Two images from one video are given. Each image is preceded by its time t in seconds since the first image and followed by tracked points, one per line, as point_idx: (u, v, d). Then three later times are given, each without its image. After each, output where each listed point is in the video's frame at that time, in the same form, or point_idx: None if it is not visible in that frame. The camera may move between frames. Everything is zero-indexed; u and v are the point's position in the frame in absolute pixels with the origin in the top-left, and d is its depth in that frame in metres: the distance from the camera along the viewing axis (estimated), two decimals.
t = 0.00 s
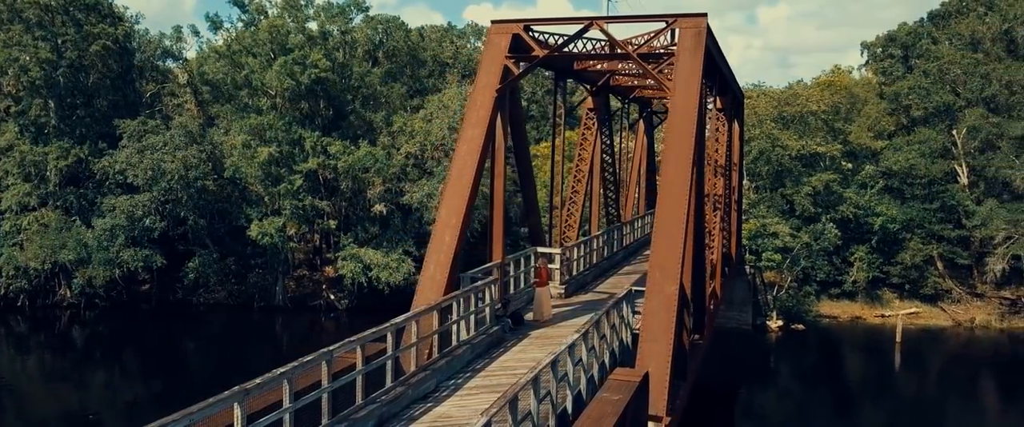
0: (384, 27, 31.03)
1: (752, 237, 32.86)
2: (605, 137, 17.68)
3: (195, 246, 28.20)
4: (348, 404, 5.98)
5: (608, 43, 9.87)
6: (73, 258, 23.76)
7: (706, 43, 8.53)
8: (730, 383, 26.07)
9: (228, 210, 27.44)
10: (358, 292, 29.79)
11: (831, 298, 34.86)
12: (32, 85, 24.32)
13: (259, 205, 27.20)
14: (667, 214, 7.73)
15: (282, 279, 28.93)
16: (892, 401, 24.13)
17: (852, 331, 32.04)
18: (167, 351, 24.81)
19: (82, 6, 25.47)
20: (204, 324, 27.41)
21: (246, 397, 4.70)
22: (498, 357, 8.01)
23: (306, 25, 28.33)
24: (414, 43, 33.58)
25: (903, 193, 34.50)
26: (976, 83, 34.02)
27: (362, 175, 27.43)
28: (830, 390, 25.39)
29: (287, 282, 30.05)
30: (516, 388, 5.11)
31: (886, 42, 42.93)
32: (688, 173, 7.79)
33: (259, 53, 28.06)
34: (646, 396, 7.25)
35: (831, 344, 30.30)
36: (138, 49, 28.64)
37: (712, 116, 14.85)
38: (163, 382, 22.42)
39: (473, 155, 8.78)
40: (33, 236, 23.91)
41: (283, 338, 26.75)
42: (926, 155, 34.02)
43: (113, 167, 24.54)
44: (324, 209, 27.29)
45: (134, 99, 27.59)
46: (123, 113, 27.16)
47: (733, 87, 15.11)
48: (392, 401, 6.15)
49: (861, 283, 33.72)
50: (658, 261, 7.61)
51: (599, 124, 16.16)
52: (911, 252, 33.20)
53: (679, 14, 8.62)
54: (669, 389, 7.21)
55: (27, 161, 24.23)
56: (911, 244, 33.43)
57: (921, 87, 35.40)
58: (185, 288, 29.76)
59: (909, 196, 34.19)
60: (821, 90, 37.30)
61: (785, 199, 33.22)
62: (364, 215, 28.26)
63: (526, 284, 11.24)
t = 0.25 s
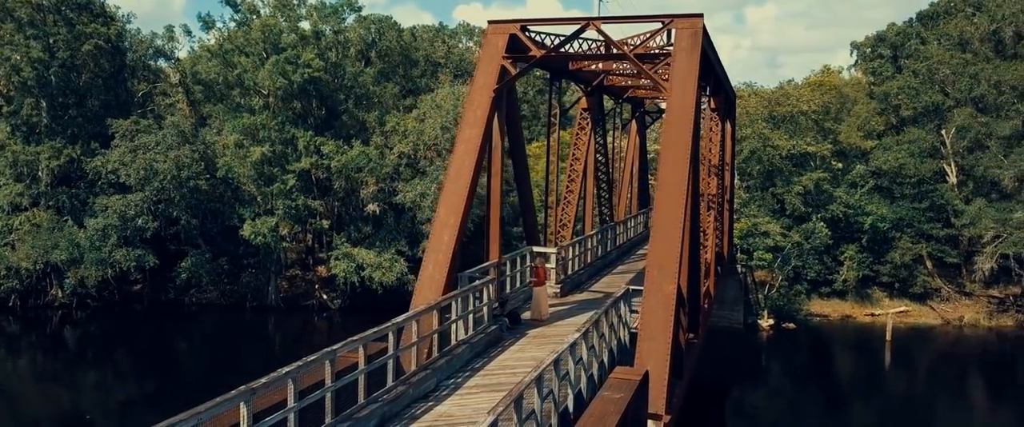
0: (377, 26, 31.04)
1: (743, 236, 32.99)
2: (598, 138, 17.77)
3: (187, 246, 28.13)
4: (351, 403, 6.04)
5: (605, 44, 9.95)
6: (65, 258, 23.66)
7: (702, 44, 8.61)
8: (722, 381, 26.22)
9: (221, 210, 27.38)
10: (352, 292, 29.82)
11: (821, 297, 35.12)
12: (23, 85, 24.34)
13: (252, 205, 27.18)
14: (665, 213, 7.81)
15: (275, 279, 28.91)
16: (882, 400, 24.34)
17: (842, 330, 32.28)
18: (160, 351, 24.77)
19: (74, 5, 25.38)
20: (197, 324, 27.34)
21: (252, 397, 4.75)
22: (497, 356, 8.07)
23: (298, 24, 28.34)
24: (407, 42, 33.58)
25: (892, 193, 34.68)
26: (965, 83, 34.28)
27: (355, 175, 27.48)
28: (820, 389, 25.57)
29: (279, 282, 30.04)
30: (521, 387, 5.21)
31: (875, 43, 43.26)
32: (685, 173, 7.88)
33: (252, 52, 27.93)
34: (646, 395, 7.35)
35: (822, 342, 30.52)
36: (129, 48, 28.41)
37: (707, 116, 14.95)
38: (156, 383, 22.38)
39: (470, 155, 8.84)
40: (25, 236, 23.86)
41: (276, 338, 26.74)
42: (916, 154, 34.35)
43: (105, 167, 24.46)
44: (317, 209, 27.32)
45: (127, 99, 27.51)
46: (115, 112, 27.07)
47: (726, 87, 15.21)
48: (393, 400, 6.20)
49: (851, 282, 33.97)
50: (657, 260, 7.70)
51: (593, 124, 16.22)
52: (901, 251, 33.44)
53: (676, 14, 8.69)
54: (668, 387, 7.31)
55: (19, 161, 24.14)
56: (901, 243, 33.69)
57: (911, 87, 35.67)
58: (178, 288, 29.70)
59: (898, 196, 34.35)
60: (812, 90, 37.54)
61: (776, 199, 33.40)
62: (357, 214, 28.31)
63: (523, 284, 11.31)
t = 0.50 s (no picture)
0: (369, 26, 31.05)
1: (734, 235, 33.12)
2: (592, 137, 17.88)
3: (179, 246, 28.07)
4: (353, 402, 6.10)
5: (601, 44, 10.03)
6: (57, 258, 23.56)
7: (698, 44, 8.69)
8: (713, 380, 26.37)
9: (213, 209, 27.33)
10: (344, 292, 29.87)
11: (811, 295, 35.36)
12: (14, 85, 24.45)
13: (244, 204, 27.14)
14: (661, 213, 7.91)
15: (267, 278, 28.91)
16: (872, 398, 24.54)
17: (832, 328, 32.52)
18: (151, 351, 24.72)
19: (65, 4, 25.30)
20: (189, 324, 27.29)
21: (258, 396, 4.80)
22: (495, 355, 8.14)
23: (290, 24, 28.34)
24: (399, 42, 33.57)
25: (881, 192, 34.99)
26: (953, 83, 34.45)
27: (348, 174, 27.54)
28: (810, 387, 25.75)
29: (272, 282, 30.03)
30: (524, 386, 5.28)
31: (864, 43, 43.59)
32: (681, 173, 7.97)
33: (244, 51, 27.96)
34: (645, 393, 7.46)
35: (812, 341, 30.74)
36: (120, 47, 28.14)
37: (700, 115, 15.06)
38: (149, 382, 22.35)
39: (468, 155, 8.89)
40: (16, 236, 23.80)
41: (268, 338, 26.74)
42: (904, 154, 34.23)
43: (97, 166, 24.40)
44: (309, 209, 27.34)
45: (118, 98, 27.42)
46: (106, 112, 27.00)
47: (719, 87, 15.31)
48: (395, 399, 6.26)
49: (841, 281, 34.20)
50: (654, 260, 7.80)
51: (586, 124, 16.39)
52: (890, 250, 33.72)
53: (671, 15, 8.74)
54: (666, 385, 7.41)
55: (10, 160, 24.07)
56: (890, 242, 33.97)
57: (900, 87, 35.92)
58: (170, 287, 29.64)
59: (887, 195, 34.57)
60: (801, 90, 37.79)
61: (766, 198, 33.59)
62: (351, 214, 28.51)
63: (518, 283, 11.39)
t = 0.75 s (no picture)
0: (361, 25, 31.07)
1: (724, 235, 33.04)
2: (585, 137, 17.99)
3: (171, 246, 28.00)
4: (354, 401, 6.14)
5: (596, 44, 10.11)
6: (48, 258, 23.44)
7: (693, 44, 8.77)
8: (704, 378, 26.52)
9: (204, 209, 27.26)
10: (336, 291, 30.02)
11: (801, 294, 35.58)
12: (4, 85, 24.48)
13: (236, 204, 27.10)
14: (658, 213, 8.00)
15: (259, 278, 28.90)
16: (861, 395, 24.74)
17: (822, 327, 32.76)
18: (143, 351, 24.65)
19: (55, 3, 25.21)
20: (180, 323, 27.24)
21: (262, 395, 4.84)
22: (493, 354, 8.19)
23: (282, 23, 28.33)
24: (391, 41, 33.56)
25: (870, 191, 35.28)
26: (941, 83, 34.83)
27: (340, 174, 27.57)
28: (801, 385, 25.89)
29: (264, 282, 30.00)
30: (527, 384, 5.34)
31: (852, 43, 43.91)
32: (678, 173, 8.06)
33: (235, 50, 27.99)
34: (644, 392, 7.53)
35: (802, 339, 30.96)
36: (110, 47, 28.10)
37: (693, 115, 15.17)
38: (141, 383, 22.30)
39: (465, 154, 8.94)
40: (6, 236, 23.71)
41: (261, 338, 26.73)
42: (893, 153, 34.54)
43: (89, 166, 24.33)
44: (301, 208, 27.36)
45: (109, 98, 27.34)
46: (98, 111, 26.93)
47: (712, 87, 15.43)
48: (395, 399, 6.30)
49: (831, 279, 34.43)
50: (651, 260, 7.88)
51: (579, 125, 16.45)
52: (879, 249, 34.00)
53: (667, 15, 8.84)
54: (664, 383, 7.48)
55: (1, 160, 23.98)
56: (879, 241, 34.24)
57: (889, 87, 36.21)
58: (161, 287, 29.58)
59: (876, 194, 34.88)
60: (791, 89, 38.04)
61: (756, 197, 33.76)
62: (342, 213, 28.41)
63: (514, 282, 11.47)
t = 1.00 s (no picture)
0: (352, 25, 31.05)
1: (715, 234, 33.29)
2: (578, 137, 18.08)
3: (162, 246, 27.92)
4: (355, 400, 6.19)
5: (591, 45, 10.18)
6: (39, 258, 23.34)
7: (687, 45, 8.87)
8: (695, 376, 26.67)
9: (196, 208, 27.20)
10: (328, 291, 30.22)
11: (790, 293, 35.80)
12: None
13: (228, 203, 27.05)
14: (654, 212, 8.09)
15: (251, 278, 28.87)
16: (851, 393, 24.96)
17: (811, 325, 33.02)
18: (135, 352, 24.58)
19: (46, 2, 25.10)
20: (172, 323, 27.18)
21: (267, 395, 4.87)
22: (490, 353, 8.25)
23: (274, 23, 28.29)
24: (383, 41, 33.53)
25: (859, 191, 35.42)
26: (929, 83, 35.19)
27: (333, 173, 27.60)
28: (791, 383, 26.08)
29: (255, 282, 29.98)
30: (530, 383, 5.42)
31: (841, 43, 44.21)
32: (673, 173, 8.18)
33: (227, 50, 27.67)
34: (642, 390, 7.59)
35: (791, 338, 31.19)
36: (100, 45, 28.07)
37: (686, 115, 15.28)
38: (133, 383, 22.25)
39: (461, 154, 8.99)
40: None
41: (253, 338, 26.72)
42: (881, 153, 34.81)
43: (80, 165, 24.24)
44: (293, 208, 27.39)
45: (100, 97, 27.23)
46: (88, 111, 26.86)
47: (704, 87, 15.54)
48: (395, 398, 6.36)
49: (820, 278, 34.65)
50: (648, 259, 7.98)
51: (572, 125, 16.47)
52: (867, 248, 34.27)
53: (662, 16, 8.93)
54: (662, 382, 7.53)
55: None
56: (868, 240, 34.52)
57: (877, 87, 36.49)
58: (152, 287, 29.51)
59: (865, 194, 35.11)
60: (780, 89, 38.27)
61: (746, 197, 33.94)
62: (335, 213, 28.45)
63: (510, 282, 11.55)
